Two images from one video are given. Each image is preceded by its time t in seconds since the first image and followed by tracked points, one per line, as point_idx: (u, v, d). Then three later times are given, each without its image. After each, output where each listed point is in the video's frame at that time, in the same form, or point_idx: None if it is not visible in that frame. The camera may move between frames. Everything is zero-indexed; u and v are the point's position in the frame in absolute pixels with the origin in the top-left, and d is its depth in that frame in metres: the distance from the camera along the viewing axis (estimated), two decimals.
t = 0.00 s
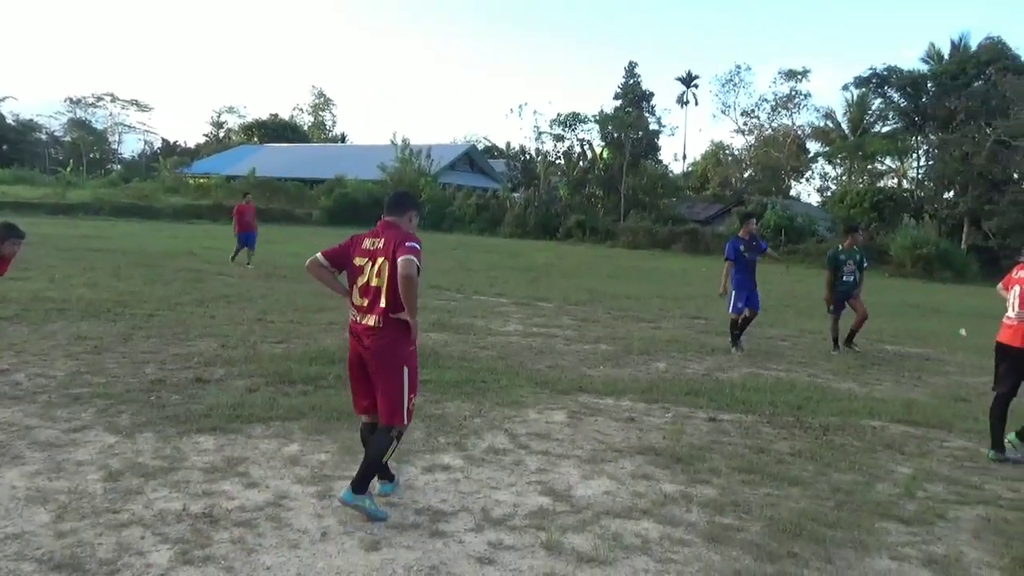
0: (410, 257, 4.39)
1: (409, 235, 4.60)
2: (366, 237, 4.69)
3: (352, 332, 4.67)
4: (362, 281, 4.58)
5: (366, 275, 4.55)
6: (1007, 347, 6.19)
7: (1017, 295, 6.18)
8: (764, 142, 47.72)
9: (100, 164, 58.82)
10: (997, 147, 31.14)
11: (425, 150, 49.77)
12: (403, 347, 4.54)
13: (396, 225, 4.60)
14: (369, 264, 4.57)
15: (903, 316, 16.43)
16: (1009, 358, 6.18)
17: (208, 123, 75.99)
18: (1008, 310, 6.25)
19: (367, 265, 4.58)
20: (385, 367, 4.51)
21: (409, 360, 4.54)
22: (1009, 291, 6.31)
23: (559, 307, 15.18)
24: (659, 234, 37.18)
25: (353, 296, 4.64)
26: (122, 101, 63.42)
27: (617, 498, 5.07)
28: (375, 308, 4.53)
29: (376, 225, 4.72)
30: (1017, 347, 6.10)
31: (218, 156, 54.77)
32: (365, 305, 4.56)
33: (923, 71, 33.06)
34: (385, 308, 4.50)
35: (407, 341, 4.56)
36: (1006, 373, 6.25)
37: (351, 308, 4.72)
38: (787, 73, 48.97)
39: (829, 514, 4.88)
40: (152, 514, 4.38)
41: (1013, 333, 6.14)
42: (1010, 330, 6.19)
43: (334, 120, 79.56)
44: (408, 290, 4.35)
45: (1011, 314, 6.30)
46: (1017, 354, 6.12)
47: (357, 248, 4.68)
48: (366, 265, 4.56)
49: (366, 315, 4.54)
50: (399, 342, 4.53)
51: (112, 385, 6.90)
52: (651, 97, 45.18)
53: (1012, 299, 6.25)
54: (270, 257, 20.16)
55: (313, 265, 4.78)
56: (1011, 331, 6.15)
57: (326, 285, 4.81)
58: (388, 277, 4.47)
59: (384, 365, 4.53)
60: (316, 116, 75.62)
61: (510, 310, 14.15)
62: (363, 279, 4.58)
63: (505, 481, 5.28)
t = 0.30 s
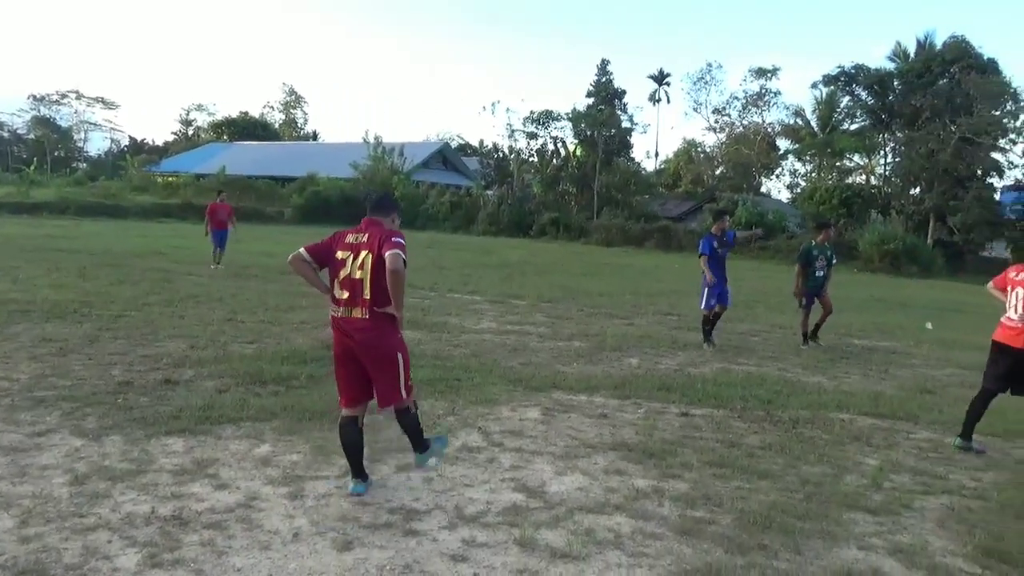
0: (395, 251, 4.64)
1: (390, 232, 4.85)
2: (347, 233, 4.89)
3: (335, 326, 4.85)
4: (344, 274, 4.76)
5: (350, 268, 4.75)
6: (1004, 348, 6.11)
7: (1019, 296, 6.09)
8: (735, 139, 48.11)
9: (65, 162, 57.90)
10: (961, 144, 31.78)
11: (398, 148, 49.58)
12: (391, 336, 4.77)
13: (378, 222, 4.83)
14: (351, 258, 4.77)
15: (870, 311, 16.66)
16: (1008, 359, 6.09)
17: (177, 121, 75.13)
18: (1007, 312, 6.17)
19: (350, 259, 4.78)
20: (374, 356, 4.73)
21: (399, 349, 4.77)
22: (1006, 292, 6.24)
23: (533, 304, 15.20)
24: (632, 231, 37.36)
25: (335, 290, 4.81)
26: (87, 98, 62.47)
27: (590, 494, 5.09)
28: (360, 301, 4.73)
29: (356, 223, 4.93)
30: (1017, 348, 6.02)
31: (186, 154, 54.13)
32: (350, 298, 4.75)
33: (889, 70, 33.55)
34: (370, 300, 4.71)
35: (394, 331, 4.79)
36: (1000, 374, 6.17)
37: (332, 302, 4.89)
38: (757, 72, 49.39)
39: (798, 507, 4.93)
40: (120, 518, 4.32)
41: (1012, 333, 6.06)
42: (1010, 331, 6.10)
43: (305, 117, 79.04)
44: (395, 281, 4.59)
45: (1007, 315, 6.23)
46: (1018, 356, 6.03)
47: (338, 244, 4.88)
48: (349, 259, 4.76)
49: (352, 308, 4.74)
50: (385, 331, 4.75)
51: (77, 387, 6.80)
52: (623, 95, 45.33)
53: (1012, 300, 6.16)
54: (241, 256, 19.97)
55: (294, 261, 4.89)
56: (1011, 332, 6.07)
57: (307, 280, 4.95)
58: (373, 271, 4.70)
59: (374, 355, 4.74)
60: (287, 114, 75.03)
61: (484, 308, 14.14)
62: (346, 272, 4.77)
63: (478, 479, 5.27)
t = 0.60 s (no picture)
0: (387, 251, 4.87)
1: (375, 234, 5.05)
2: (329, 233, 5.04)
3: (315, 323, 4.93)
4: (330, 272, 4.89)
5: (337, 267, 4.89)
6: (1012, 343, 6.21)
7: (1019, 292, 6.23)
8: (698, 137, 48.55)
9: (19, 160, 56.69)
10: (917, 142, 32.40)
11: (362, 146, 49.25)
12: (374, 334, 4.95)
13: (364, 224, 5.03)
14: (338, 256, 4.93)
15: (831, 306, 16.91)
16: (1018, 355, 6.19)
17: (135, 118, 73.88)
18: (1008, 308, 6.30)
19: (336, 258, 4.92)
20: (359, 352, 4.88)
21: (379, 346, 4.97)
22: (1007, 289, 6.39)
23: (499, 302, 15.20)
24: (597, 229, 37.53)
25: (319, 287, 4.91)
26: (42, 95, 61.15)
27: (556, 490, 5.10)
28: (346, 297, 4.87)
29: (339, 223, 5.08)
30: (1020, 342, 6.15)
31: (144, 152, 53.23)
32: (337, 295, 4.87)
33: (848, 69, 33.97)
34: (357, 297, 4.87)
35: (375, 330, 4.97)
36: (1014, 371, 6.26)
37: (311, 299, 4.97)
38: (720, 70, 49.87)
39: (759, 498, 4.99)
40: (75, 524, 4.24)
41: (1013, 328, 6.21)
42: (1013, 326, 6.23)
43: (268, 114, 78.18)
44: (388, 280, 4.81)
45: (1009, 311, 6.35)
46: None
47: (321, 242, 5.01)
48: (336, 257, 4.91)
49: (338, 304, 4.86)
50: (369, 329, 4.92)
51: (32, 391, 6.65)
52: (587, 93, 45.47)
53: (1014, 296, 6.29)
54: (202, 255, 19.69)
55: (276, 257, 4.91)
56: (1013, 327, 6.21)
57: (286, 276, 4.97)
58: (362, 269, 4.88)
59: (357, 352, 4.89)
60: (249, 111, 74.16)
61: (450, 307, 14.11)
62: (334, 271, 4.89)
63: (443, 477, 5.26)
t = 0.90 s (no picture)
0: (380, 251, 5.26)
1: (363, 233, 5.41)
2: (319, 229, 5.33)
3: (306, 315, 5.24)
4: (323, 268, 5.21)
5: (331, 263, 5.22)
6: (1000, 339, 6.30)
7: (1008, 291, 6.31)
8: (665, 134, 48.86)
9: None
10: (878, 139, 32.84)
11: (328, 144, 48.86)
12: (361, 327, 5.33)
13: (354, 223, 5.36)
14: (330, 253, 5.24)
15: (796, 301, 17.12)
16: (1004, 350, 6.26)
17: (95, 115, 72.59)
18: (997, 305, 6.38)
19: (329, 254, 5.24)
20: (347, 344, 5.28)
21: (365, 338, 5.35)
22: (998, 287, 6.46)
23: (468, 299, 15.16)
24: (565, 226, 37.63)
25: (309, 282, 5.22)
26: None
27: (524, 486, 5.09)
28: (338, 292, 5.24)
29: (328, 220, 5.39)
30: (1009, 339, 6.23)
31: (105, 149, 52.33)
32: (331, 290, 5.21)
33: (811, 67, 34.45)
34: (349, 292, 5.26)
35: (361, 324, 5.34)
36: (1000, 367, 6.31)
37: (299, 292, 5.27)
38: (686, 68, 50.22)
39: (726, 491, 5.03)
40: (33, 530, 4.15)
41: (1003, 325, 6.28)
42: (1002, 324, 6.31)
43: (232, 111, 77.26)
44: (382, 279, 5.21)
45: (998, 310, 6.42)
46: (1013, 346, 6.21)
47: (310, 239, 5.29)
48: (329, 254, 5.22)
49: (331, 299, 5.21)
50: (358, 321, 5.31)
51: None
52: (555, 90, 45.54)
53: (1001, 294, 6.37)
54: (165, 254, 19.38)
55: (270, 251, 5.19)
56: (1001, 324, 6.29)
57: (277, 269, 5.25)
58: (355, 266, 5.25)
59: (346, 344, 5.25)
60: (212, 108, 73.25)
61: (418, 304, 14.04)
62: (328, 266, 5.22)
63: (412, 476, 5.22)
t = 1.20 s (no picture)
0: (351, 246, 5.30)
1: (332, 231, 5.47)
2: (289, 227, 5.36)
3: (278, 312, 5.26)
4: (293, 265, 5.25)
5: (301, 259, 5.25)
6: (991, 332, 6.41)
7: (994, 283, 6.38)
8: (626, 131, 49.15)
9: None
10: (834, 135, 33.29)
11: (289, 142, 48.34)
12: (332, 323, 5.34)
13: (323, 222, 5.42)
14: (300, 251, 5.27)
15: (757, 295, 17.32)
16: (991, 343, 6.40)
17: (46, 113, 70.98)
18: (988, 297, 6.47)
19: (298, 252, 5.28)
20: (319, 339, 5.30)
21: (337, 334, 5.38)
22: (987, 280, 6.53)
23: (431, 298, 15.09)
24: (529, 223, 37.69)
25: (280, 279, 5.25)
26: None
27: (490, 484, 5.08)
28: (309, 288, 5.27)
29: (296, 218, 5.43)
30: (999, 331, 6.34)
31: (58, 148, 51.22)
32: (301, 286, 5.25)
33: (769, 65, 34.95)
34: (319, 287, 5.29)
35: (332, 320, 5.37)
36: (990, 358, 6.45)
37: (271, 289, 5.31)
38: (646, 66, 50.55)
39: (688, 484, 5.06)
40: None
41: (992, 318, 6.39)
42: (993, 316, 6.40)
43: (188, 109, 76.10)
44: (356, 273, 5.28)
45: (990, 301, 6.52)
46: (1001, 339, 6.34)
47: (281, 236, 5.33)
48: (298, 251, 5.26)
49: (301, 294, 5.24)
50: (329, 316, 5.34)
51: None
52: (517, 88, 45.55)
53: (990, 286, 6.46)
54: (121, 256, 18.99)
55: (242, 250, 5.21)
56: (992, 317, 6.39)
57: (248, 267, 5.26)
58: (324, 263, 5.29)
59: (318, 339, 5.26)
60: (168, 105, 72.09)
61: (382, 304, 13.95)
62: (298, 263, 5.26)
63: (376, 476, 5.18)
